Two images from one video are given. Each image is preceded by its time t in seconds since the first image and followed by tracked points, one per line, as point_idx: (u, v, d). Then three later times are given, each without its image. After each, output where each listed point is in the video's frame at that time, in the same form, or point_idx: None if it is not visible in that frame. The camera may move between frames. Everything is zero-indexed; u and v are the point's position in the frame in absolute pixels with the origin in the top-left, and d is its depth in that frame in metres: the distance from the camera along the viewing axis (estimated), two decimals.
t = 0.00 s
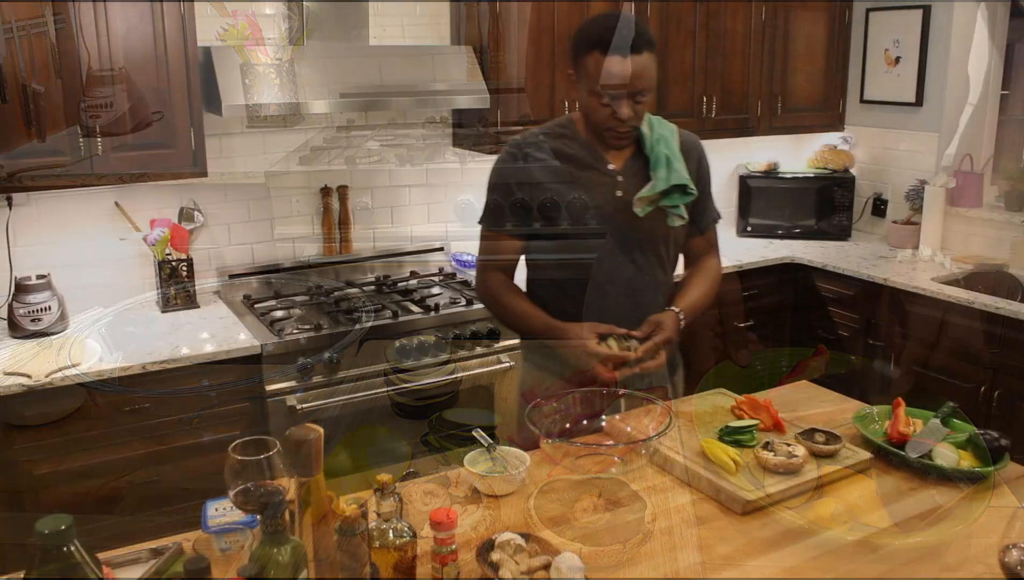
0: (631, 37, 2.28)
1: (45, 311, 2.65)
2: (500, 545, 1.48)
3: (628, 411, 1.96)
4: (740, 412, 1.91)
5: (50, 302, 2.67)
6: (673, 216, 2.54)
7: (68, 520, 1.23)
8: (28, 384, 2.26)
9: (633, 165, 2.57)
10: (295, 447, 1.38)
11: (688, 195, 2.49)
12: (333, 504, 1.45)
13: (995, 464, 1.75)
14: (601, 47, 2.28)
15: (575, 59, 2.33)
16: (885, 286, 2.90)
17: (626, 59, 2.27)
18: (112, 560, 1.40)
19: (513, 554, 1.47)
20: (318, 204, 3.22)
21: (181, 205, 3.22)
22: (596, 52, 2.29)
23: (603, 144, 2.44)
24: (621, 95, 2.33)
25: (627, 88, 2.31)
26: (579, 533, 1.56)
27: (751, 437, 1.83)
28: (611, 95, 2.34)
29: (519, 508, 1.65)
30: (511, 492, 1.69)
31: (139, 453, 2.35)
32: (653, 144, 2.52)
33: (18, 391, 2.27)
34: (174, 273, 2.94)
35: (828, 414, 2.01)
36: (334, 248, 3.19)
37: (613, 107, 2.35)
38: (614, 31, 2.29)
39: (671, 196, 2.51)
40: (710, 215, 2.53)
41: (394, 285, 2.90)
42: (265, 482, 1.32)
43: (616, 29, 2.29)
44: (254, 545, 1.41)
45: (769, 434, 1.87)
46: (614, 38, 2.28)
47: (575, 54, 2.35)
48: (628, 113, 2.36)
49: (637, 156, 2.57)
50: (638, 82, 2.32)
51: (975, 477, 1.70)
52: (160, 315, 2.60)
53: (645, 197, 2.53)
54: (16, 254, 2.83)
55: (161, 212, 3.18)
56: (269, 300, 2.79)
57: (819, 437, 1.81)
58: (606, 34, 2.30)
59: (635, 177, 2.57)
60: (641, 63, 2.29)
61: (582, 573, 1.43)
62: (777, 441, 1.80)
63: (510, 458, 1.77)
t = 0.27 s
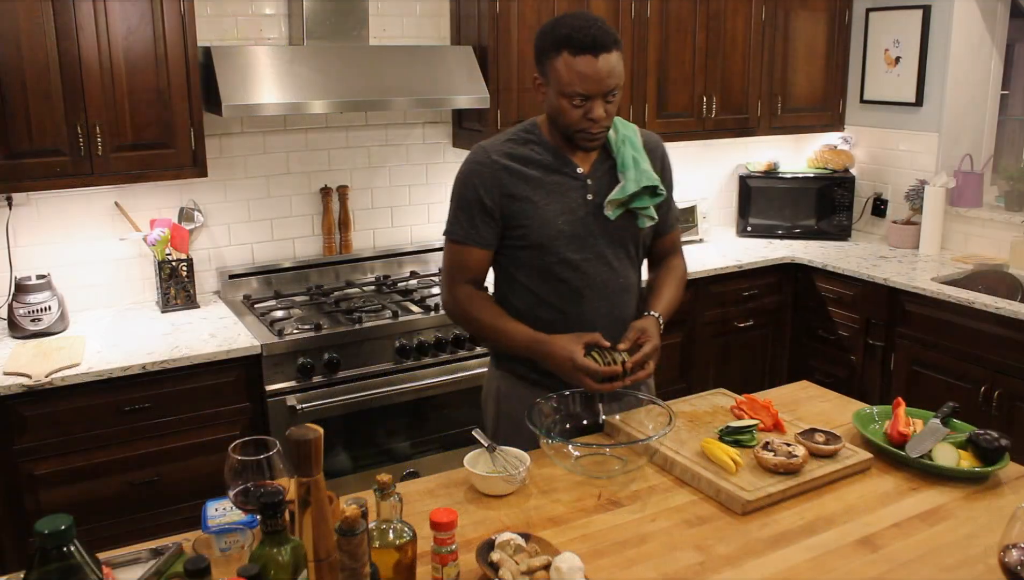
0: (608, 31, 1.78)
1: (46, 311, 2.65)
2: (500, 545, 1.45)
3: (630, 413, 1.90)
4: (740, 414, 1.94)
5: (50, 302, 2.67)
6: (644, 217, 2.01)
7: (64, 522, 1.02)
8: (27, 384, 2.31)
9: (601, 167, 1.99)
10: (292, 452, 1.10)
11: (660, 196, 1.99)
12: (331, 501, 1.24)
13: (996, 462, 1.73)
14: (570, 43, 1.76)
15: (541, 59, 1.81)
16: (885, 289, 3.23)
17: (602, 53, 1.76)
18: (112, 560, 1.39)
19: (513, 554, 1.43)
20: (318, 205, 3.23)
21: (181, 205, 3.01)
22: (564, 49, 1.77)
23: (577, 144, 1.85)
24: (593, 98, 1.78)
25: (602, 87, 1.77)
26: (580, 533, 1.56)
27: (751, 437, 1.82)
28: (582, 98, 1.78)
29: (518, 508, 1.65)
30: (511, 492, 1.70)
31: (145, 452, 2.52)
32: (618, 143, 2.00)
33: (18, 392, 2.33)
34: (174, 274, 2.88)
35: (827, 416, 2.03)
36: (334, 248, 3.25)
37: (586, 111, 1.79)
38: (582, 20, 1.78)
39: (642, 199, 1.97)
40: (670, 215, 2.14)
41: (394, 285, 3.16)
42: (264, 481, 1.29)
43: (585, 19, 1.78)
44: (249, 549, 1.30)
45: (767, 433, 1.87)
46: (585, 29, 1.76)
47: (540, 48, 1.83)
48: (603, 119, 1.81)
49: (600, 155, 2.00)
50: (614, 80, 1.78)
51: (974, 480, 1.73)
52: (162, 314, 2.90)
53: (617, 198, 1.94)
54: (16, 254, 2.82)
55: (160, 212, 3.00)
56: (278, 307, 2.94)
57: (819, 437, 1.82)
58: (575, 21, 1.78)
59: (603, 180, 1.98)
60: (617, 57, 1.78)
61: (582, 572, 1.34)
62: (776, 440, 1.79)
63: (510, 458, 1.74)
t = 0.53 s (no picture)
0: (601, 35, 1.78)
1: (46, 311, 2.65)
2: (500, 545, 1.45)
3: (629, 414, 1.90)
4: (739, 414, 1.94)
5: (50, 302, 2.67)
6: (630, 217, 2.02)
7: (64, 522, 1.02)
8: (27, 384, 2.31)
9: (588, 168, 1.99)
10: (291, 452, 1.11)
11: (647, 196, 2.00)
12: (331, 501, 1.24)
13: (996, 462, 1.73)
14: (564, 47, 1.76)
15: (533, 63, 1.80)
16: (885, 288, 3.23)
17: (595, 56, 1.76)
18: (112, 560, 1.39)
19: (513, 554, 1.43)
20: (318, 205, 3.23)
21: (181, 205, 3.01)
22: (557, 52, 1.76)
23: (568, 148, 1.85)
24: (587, 101, 1.78)
25: (594, 91, 1.77)
26: (580, 533, 1.56)
27: (751, 436, 1.82)
28: (577, 101, 1.78)
29: (518, 508, 1.65)
30: (511, 492, 1.70)
31: (144, 452, 2.52)
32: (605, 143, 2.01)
33: (18, 392, 2.33)
34: (174, 274, 2.89)
35: (827, 416, 2.03)
36: (334, 248, 3.25)
37: (580, 114, 1.79)
38: (573, 24, 1.77)
39: (629, 199, 1.98)
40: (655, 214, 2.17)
41: (394, 285, 3.17)
42: (265, 481, 1.29)
43: (576, 22, 1.78)
44: (250, 548, 1.29)
45: (766, 434, 1.87)
46: (577, 32, 1.76)
47: (530, 52, 1.83)
48: (597, 122, 1.81)
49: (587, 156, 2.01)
50: (608, 83, 1.78)
51: (974, 477, 1.73)
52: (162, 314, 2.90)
53: (606, 199, 1.94)
54: (17, 255, 2.81)
55: (160, 212, 3.00)
56: (278, 307, 2.94)
57: (819, 437, 1.82)
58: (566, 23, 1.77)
59: (591, 181, 1.98)
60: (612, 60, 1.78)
61: (582, 572, 1.34)
62: (776, 440, 1.79)
63: (509, 458, 1.74)
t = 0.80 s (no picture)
0: (608, 42, 1.77)
1: (46, 311, 2.65)
2: (499, 546, 1.45)
3: (631, 415, 1.90)
4: (739, 413, 1.94)
5: (50, 302, 2.67)
6: (634, 220, 2.02)
7: (63, 522, 1.02)
8: (27, 384, 2.31)
9: (592, 171, 1.99)
10: (292, 453, 1.11)
11: (651, 200, 2.00)
12: (331, 501, 1.24)
13: (996, 462, 1.73)
14: (570, 53, 1.75)
15: (539, 66, 1.80)
16: (885, 289, 3.23)
17: (600, 64, 1.75)
18: (112, 560, 1.39)
19: (513, 554, 1.43)
20: (318, 205, 3.23)
21: (181, 205, 3.01)
22: (563, 58, 1.75)
23: (571, 152, 1.86)
24: (590, 108, 1.78)
25: (598, 98, 1.76)
26: (580, 533, 1.56)
27: (751, 436, 1.82)
28: (579, 109, 1.77)
29: (518, 507, 1.65)
30: (511, 492, 1.70)
31: (144, 452, 2.52)
32: (609, 145, 2.01)
33: (18, 392, 2.33)
34: (174, 274, 2.88)
35: (826, 416, 2.03)
36: (334, 248, 3.25)
37: (583, 122, 1.79)
38: (580, 29, 1.76)
39: (631, 203, 1.99)
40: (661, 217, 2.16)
41: (394, 285, 3.17)
42: (265, 481, 1.29)
43: (584, 27, 1.77)
44: (250, 548, 1.29)
45: (766, 434, 1.87)
46: (584, 39, 1.75)
47: (537, 54, 1.82)
48: (599, 128, 1.81)
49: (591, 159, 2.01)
50: (613, 90, 1.77)
51: (974, 478, 1.73)
52: (162, 314, 2.90)
53: (608, 202, 1.94)
54: (17, 255, 2.81)
55: (160, 212, 3.00)
56: (278, 307, 2.94)
57: (819, 437, 1.82)
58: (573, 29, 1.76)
59: (594, 184, 1.98)
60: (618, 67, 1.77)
61: (582, 572, 1.34)
62: (776, 440, 1.79)
63: (510, 458, 1.74)
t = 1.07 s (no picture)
0: (635, 40, 1.77)
1: (46, 311, 2.65)
2: (500, 545, 1.45)
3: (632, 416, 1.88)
4: (740, 414, 1.94)
5: (50, 302, 2.67)
6: (657, 222, 2.00)
7: (64, 523, 1.02)
8: (27, 384, 2.31)
9: (616, 170, 1.99)
10: (292, 452, 1.10)
11: (675, 203, 1.98)
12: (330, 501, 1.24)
13: (996, 462, 1.73)
14: (596, 49, 1.75)
15: (567, 60, 1.80)
16: (885, 288, 3.23)
17: (625, 61, 1.74)
18: (112, 560, 1.39)
19: (513, 554, 1.43)
20: (318, 205, 3.23)
21: (181, 205, 3.01)
22: (588, 53, 1.75)
23: (594, 150, 1.86)
24: (611, 106, 1.77)
25: (620, 96, 1.75)
26: (580, 533, 1.56)
27: (751, 436, 1.82)
28: (601, 105, 1.77)
29: (518, 508, 1.65)
30: (511, 492, 1.70)
31: (144, 452, 2.52)
32: (636, 144, 1.99)
33: (18, 392, 2.33)
34: (174, 274, 2.88)
35: (826, 416, 2.03)
36: (334, 248, 3.25)
37: (604, 119, 1.79)
38: (609, 26, 1.76)
39: (655, 204, 1.97)
40: (689, 224, 2.12)
41: (394, 285, 3.17)
42: (264, 481, 1.29)
43: (613, 25, 1.77)
44: (249, 548, 1.29)
45: (766, 434, 1.87)
46: (611, 35, 1.75)
47: (566, 49, 1.83)
48: (620, 127, 1.80)
49: (617, 157, 2.01)
50: (636, 90, 1.76)
51: (973, 478, 1.73)
52: (162, 314, 2.90)
53: (629, 202, 1.93)
54: (17, 255, 2.82)
55: (160, 212, 3.00)
56: (278, 307, 2.94)
57: (819, 437, 1.82)
58: (601, 26, 1.77)
59: (618, 183, 1.98)
60: (642, 66, 1.77)
61: (582, 572, 1.34)
62: (776, 440, 1.79)
63: (510, 458, 1.74)
